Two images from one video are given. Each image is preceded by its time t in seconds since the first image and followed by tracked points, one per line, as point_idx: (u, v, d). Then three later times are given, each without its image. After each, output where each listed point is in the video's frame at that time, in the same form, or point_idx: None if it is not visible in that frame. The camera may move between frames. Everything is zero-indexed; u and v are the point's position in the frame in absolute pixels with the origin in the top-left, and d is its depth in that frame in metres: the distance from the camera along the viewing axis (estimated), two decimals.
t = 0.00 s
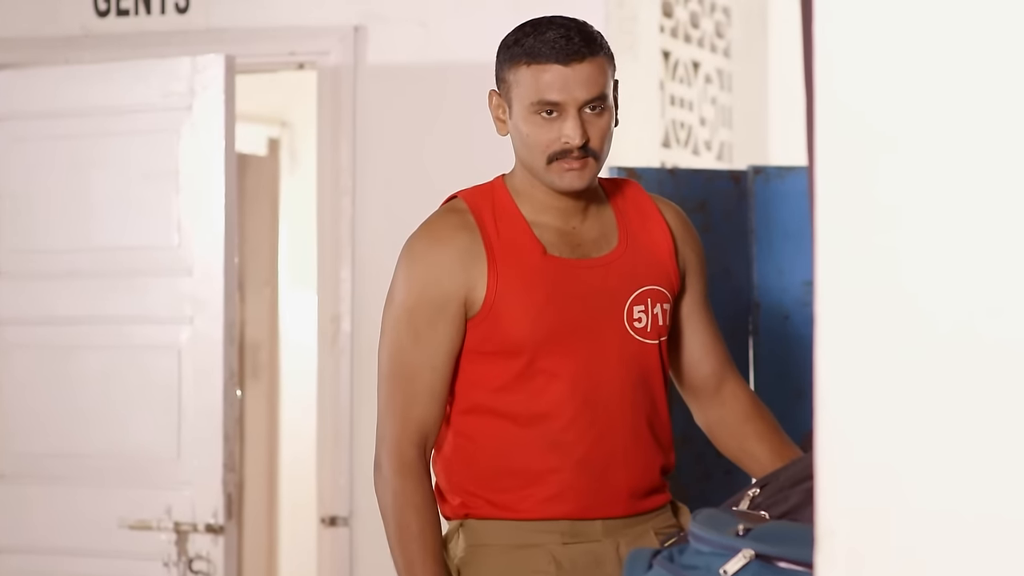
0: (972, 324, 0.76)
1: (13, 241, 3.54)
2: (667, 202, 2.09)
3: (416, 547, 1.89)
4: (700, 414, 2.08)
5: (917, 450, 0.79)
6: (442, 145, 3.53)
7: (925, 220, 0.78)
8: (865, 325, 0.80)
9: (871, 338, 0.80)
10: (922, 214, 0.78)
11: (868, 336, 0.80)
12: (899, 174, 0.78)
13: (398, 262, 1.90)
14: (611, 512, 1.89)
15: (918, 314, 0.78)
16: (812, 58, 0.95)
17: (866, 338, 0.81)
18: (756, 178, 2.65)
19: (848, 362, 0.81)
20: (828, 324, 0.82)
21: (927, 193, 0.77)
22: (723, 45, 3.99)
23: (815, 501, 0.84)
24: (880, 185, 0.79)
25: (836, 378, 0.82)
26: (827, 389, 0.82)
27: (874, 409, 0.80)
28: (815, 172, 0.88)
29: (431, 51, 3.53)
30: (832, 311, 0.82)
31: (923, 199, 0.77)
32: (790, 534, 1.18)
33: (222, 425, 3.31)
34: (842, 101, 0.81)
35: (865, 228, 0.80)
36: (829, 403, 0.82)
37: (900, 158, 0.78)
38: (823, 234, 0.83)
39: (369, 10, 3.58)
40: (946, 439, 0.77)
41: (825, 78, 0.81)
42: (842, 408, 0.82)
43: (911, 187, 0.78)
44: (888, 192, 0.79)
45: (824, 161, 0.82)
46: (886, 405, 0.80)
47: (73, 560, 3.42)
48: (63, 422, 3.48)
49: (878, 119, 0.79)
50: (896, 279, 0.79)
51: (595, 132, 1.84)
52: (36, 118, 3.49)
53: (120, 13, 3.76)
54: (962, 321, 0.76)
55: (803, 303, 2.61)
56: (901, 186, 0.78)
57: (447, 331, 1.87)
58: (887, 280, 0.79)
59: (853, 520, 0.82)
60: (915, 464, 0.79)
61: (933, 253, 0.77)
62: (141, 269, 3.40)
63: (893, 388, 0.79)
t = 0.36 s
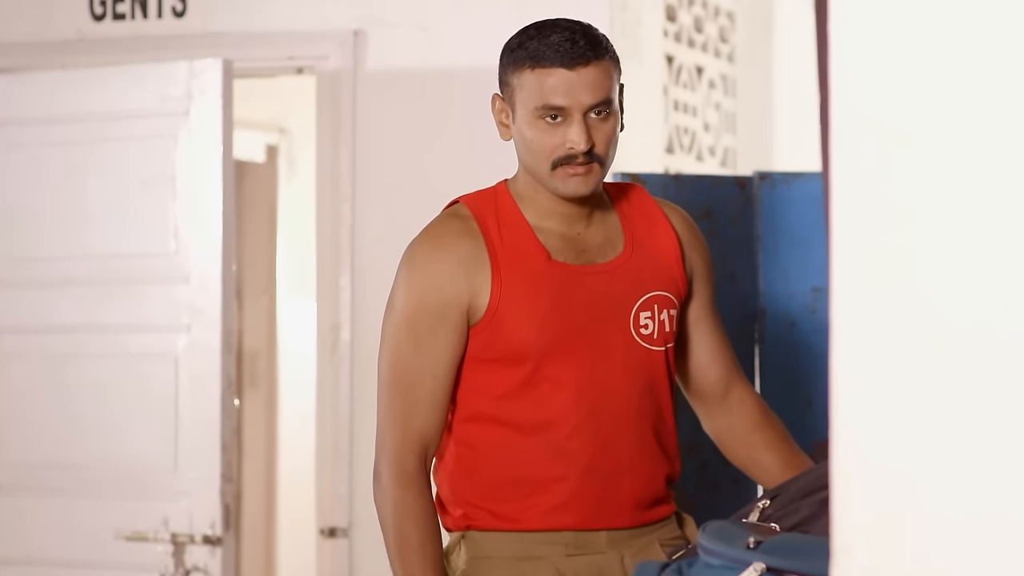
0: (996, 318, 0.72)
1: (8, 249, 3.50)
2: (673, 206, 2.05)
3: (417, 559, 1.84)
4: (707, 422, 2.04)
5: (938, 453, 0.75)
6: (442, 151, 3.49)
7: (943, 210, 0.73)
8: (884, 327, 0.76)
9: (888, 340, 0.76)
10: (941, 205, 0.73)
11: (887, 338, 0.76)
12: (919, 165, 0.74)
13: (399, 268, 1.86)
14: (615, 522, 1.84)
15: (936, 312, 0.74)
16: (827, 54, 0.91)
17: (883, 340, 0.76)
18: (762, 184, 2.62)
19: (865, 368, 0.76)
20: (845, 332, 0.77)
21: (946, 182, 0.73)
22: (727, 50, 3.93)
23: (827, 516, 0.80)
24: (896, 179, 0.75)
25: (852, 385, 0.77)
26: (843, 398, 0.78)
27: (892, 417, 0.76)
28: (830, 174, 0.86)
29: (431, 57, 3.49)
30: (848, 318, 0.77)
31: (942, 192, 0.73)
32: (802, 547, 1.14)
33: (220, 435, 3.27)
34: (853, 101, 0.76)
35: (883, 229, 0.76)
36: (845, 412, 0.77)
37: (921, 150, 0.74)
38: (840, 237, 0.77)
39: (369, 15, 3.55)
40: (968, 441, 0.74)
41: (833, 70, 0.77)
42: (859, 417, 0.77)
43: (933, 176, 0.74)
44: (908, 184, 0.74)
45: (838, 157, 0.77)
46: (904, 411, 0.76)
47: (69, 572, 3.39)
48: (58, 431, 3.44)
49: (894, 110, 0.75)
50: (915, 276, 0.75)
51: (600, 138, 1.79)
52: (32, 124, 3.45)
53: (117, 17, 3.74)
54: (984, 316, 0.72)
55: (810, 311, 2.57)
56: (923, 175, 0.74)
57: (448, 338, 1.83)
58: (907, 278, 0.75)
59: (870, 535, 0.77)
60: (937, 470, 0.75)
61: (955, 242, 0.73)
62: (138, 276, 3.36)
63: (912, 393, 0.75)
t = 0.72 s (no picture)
0: None
1: (4, 256, 3.46)
2: (675, 211, 2.00)
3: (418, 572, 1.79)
4: (711, 433, 2.00)
5: (961, 477, 0.67)
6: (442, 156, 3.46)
7: None
8: (906, 330, 0.68)
9: (908, 344, 0.68)
10: (969, 206, 0.66)
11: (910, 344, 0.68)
12: (943, 160, 0.67)
13: (398, 275, 1.82)
14: (620, 534, 1.80)
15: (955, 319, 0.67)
16: (841, 46, 0.87)
17: (902, 346, 0.69)
18: (766, 189, 2.61)
19: (884, 374, 0.69)
20: (862, 333, 0.70)
21: (974, 179, 0.66)
22: (732, 52, 3.80)
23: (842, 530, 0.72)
24: (914, 171, 0.68)
25: (871, 392, 0.70)
26: (859, 406, 0.70)
27: (914, 433, 0.68)
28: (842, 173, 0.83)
29: (430, 61, 3.45)
30: (865, 317, 0.70)
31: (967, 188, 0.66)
32: (815, 558, 1.09)
33: (216, 444, 3.23)
34: (868, 78, 0.69)
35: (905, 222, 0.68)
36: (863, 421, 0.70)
37: (944, 146, 0.66)
38: (857, 228, 0.70)
39: (367, 18, 3.51)
40: None
41: (847, 58, 0.70)
42: (878, 425, 0.70)
43: (958, 173, 0.66)
44: (989, 140, 0.65)
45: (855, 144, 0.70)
46: (922, 424, 0.68)
47: None
48: (53, 440, 3.39)
49: (917, 97, 0.67)
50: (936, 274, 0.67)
51: (602, 139, 1.76)
52: (26, 128, 3.41)
53: (111, 20, 3.70)
54: (1011, 336, 0.65)
55: (815, 318, 2.56)
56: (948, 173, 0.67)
57: (450, 347, 1.79)
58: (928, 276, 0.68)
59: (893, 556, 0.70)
60: (968, 492, 0.67)
61: (979, 248, 0.66)
62: (134, 283, 3.31)
63: (933, 404, 0.68)
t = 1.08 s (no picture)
0: None
1: None
2: (675, 219, 1.97)
3: None
4: (712, 445, 1.96)
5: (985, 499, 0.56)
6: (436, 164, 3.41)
7: None
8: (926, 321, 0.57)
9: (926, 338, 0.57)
10: (991, 178, 0.55)
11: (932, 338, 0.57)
12: (963, 121, 0.55)
13: (393, 285, 1.78)
14: (619, 549, 1.76)
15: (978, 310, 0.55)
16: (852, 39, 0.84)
17: (920, 341, 0.57)
18: (766, 197, 2.58)
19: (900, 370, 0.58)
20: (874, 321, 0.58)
21: (998, 145, 0.54)
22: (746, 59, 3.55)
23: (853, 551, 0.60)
24: (924, 138, 0.56)
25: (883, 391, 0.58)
26: (871, 410, 0.58)
27: (926, 443, 0.57)
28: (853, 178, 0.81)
29: (424, 68, 3.42)
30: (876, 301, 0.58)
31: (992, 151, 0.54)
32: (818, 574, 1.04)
33: (208, 457, 3.19)
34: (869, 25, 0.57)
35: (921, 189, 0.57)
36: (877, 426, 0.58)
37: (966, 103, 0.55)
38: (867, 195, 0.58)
39: (361, 24, 3.48)
40: None
41: None
42: (890, 431, 0.58)
43: (981, 137, 0.55)
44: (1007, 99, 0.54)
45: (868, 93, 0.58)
46: (938, 437, 0.57)
47: None
48: (43, 450, 3.35)
49: (936, 38, 0.56)
50: (954, 253, 0.56)
51: (600, 145, 1.70)
52: (17, 136, 3.37)
53: (102, 26, 3.66)
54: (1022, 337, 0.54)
55: (816, 328, 2.53)
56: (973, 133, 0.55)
57: (445, 357, 1.75)
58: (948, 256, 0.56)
59: None
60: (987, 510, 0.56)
61: (1003, 227, 0.54)
62: (126, 293, 3.26)
63: (955, 411, 0.56)
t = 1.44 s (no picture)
0: None
1: None
2: (678, 225, 1.93)
3: None
4: (717, 455, 1.92)
5: (994, 512, 0.62)
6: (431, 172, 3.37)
7: None
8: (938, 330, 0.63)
9: (935, 349, 0.63)
10: (998, 218, 0.61)
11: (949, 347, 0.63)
12: (972, 144, 0.61)
13: (389, 292, 1.74)
14: (620, 562, 1.73)
15: (986, 324, 0.62)
16: (864, 29, 0.81)
17: (926, 363, 0.64)
18: (767, 206, 2.55)
19: (912, 385, 0.64)
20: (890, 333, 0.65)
21: (1007, 205, 0.61)
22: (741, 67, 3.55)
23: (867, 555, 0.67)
24: (934, 193, 0.63)
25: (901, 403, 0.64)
26: (884, 428, 0.65)
27: (936, 467, 0.64)
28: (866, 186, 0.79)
29: (421, 75, 3.37)
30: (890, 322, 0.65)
31: (995, 177, 0.61)
32: None
33: (201, 470, 3.14)
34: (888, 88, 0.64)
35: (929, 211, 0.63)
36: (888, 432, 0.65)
37: (975, 123, 0.61)
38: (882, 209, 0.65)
39: (356, 31, 3.44)
40: None
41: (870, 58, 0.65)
42: (903, 448, 0.65)
43: (986, 180, 0.61)
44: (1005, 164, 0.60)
45: (883, 101, 0.64)
46: (946, 460, 0.63)
47: None
48: (36, 462, 3.30)
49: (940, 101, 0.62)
50: (960, 268, 0.62)
51: (601, 153, 1.67)
52: (8, 144, 3.33)
53: (92, 34, 3.66)
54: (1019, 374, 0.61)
55: (819, 338, 2.51)
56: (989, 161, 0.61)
57: (443, 366, 1.71)
58: (957, 272, 0.62)
59: None
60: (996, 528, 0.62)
61: (1004, 273, 0.61)
62: (117, 303, 3.22)
63: (961, 418, 0.63)
